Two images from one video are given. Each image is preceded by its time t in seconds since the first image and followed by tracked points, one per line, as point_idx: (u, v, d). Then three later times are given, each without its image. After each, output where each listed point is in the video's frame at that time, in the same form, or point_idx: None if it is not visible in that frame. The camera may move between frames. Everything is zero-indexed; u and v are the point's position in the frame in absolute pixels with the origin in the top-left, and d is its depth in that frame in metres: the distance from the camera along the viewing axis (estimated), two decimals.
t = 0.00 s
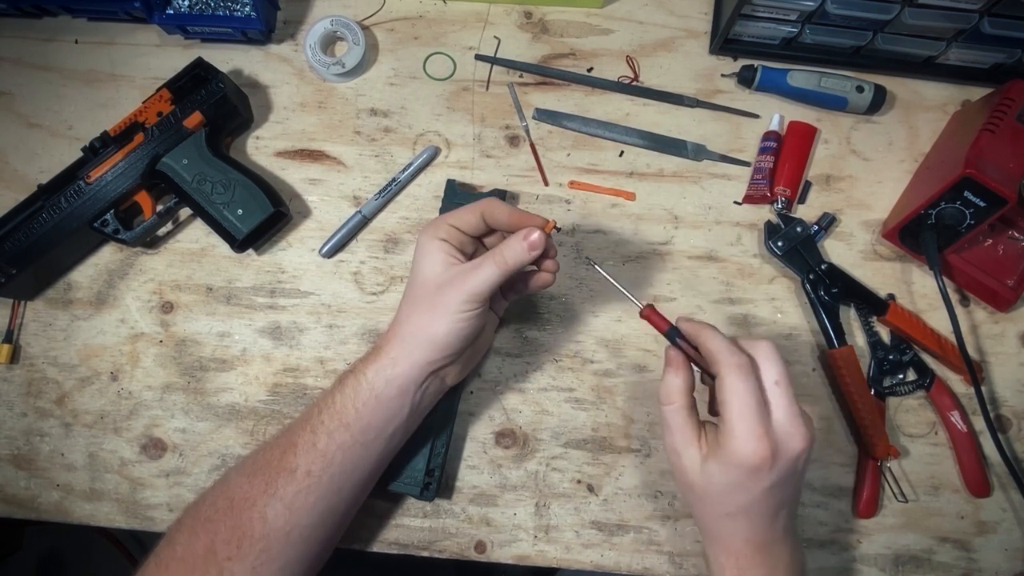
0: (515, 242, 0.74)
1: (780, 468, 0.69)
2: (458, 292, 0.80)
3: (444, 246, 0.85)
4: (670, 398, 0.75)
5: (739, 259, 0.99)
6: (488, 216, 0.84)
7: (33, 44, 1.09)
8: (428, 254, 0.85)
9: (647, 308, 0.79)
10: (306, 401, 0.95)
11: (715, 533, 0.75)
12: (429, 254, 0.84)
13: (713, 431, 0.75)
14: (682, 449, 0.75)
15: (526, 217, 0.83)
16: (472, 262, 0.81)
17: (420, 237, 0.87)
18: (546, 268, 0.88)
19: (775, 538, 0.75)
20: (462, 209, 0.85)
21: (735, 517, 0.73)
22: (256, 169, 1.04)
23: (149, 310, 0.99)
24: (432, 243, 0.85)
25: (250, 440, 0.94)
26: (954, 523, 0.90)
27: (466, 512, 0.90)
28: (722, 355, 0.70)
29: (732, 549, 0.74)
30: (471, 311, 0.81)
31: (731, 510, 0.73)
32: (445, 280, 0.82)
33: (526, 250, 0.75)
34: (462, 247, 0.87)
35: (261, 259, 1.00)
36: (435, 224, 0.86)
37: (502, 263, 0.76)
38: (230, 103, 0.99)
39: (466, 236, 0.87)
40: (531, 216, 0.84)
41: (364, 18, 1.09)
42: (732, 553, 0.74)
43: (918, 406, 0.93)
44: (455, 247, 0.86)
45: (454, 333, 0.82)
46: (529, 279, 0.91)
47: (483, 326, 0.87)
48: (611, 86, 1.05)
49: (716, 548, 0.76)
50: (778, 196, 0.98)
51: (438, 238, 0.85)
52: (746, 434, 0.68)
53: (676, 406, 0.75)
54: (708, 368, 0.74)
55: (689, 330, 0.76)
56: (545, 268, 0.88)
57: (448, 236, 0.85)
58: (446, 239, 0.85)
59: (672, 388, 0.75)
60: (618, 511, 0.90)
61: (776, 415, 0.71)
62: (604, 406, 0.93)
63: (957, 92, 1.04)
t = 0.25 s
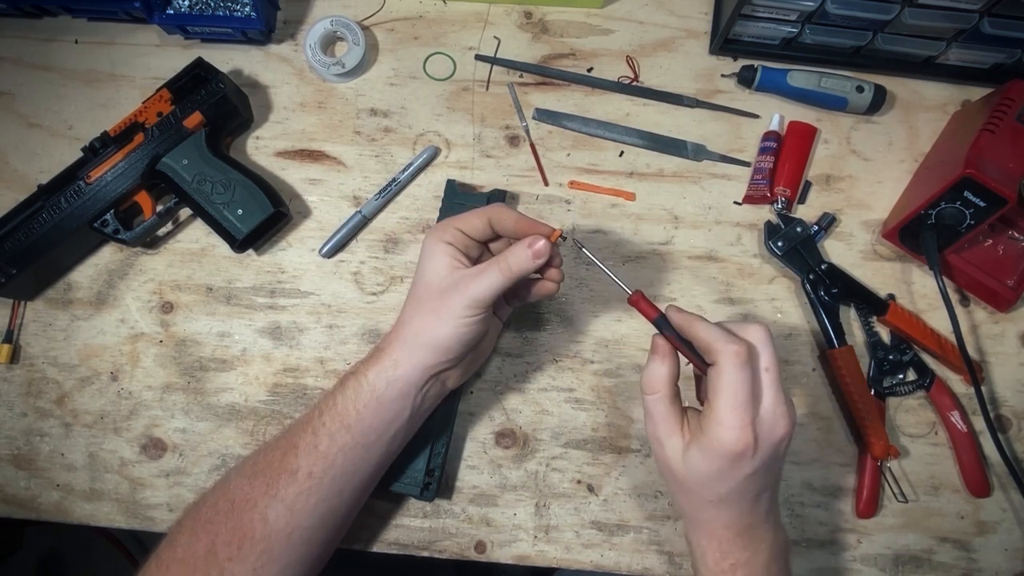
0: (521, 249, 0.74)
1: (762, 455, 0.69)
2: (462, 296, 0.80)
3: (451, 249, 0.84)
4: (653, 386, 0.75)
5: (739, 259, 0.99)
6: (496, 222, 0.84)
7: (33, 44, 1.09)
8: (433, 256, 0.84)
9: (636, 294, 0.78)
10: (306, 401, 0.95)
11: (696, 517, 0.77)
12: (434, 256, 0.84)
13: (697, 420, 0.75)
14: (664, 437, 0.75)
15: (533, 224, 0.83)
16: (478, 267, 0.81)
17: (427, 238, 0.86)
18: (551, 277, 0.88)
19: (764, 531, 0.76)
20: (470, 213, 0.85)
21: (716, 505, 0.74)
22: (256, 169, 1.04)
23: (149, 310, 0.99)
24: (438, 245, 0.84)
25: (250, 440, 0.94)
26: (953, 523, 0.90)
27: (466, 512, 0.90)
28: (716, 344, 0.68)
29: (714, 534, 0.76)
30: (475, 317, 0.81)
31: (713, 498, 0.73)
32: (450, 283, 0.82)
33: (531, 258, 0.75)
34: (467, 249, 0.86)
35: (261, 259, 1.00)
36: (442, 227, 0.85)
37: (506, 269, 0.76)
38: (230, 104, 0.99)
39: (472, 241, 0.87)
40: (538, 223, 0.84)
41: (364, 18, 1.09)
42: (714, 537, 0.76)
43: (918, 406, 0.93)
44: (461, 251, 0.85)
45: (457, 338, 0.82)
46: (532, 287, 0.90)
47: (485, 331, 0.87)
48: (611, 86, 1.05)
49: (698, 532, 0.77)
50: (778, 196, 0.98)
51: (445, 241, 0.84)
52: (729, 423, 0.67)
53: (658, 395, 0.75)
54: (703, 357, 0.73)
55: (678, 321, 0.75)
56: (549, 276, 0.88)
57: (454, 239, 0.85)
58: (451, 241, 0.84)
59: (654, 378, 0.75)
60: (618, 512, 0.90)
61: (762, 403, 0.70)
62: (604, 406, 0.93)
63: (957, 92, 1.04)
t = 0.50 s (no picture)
0: (525, 252, 0.74)
1: (757, 454, 0.69)
2: (466, 299, 0.80)
3: (453, 251, 0.84)
4: (648, 387, 0.75)
5: (739, 259, 0.99)
6: (499, 223, 0.84)
7: (33, 43, 1.09)
8: (436, 258, 0.84)
9: (630, 294, 0.77)
10: (306, 401, 0.95)
11: (693, 516, 0.76)
12: (437, 259, 0.83)
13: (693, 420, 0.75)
14: (660, 438, 0.75)
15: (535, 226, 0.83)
16: (481, 269, 0.81)
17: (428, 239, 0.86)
18: (553, 280, 0.89)
19: (759, 530, 0.76)
20: (474, 214, 0.85)
21: (712, 504, 0.73)
22: (256, 169, 1.04)
23: (149, 310, 0.99)
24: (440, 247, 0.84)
25: (250, 440, 0.94)
26: (953, 523, 0.90)
27: (466, 512, 0.90)
28: (710, 345, 0.68)
29: (711, 533, 0.76)
30: (478, 319, 0.81)
31: (709, 497, 0.73)
32: (452, 285, 0.82)
33: (535, 261, 0.75)
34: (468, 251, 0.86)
35: (261, 259, 1.00)
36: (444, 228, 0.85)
37: (510, 272, 0.76)
38: (230, 103, 0.99)
39: (475, 242, 0.87)
40: (540, 225, 0.84)
41: (364, 18, 1.09)
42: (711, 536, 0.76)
43: (918, 405, 0.93)
44: (464, 253, 0.85)
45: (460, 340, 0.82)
46: (536, 289, 0.90)
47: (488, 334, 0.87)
48: (611, 86, 1.05)
49: (695, 531, 0.77)
50: (778, 196, 0.98)
51: (447, 243, 0.84)
52: (724, 423, 0.67)
53: (653, 396, 0.75)
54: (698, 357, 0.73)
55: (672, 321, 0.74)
56: (552, 279, 0.88)
57: (456, 240, 0.85)
58: (454, 243, 0.84)
59: (649, 379, 0.75)
60: (618, 512, 0.90)
61: (757, 403, 0.70)
62: (604, 405, 0.93)
63: (957, 91, 1.04)
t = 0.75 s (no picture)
0: (523, 250, 0.75)
1: (766, 452, 0.69)
2: (465, 298, 0.80)
3: (452, 250, 0.84)
4: (655, 386, 0.75)
5: (739, 259, 0.99)
6: (498, 222, 0.84)
7: (33, 43, 1.09)
8: (435, 257, 0.84)
9: (636, 293, 0.77)
10: (306, 401, 0.95)
11: (701, 515, 0.76)
12: (436, 258, 0.83)
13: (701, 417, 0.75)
14: (667, 436, 0.75)
15: (535, 224, 0.83)
16: (480, 268, 0.81)
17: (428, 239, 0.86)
18: (552, 277, 0.89)
19: (767, 527, 0.76)
20: (472, 213, 0.85)
21: (721, 503, 0.73)
22: (256, 169, 1.04)
23: (149, 310, 0.99)
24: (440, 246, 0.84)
25: (250, 440, 0.94)
26: (953, 523, 0.90)
27: (466, 512, 0.90)
28: (717, 342, 0.68)
29: (719, 532, 0.76)
30: (477, 317, 0.81)
31: (718, 496, 0.73)
32: (452, 284, 0.82)
33: (533, 260, 0.75)
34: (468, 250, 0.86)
35: (261, 259, 1.00)
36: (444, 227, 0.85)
37: (508, 271, 0.76)
38: (230, 104, 0.99)
39: (474, 241, 0.87)
40: (539, 224, 0.84)
41: (364, 18, 1.09)
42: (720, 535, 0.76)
43: (918, 406, 0.93)
44: (462, 252, 0.85)
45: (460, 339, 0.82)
46: (535, 287, 0.90)
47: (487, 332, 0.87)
48: (611, 86, 1.05)
49: (703, 530, 0.77)
50: (778, 196, 0.98)
51: (447, 242, 0.84)
52: (733, 420, 0.67)
53: (660, 395, 0.75)
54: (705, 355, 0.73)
55: (679, 320, 0.74)
56: (551, 276, 0.89)
57: (455, 239, 0.85)
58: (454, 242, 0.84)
59: (655, 378, 0.75)
60: (618, 512, 0.90)
61: (766, 400, 0.70)
62: (604, 405, 0.93)
63: (957, 92, 1.04)
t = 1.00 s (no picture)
0: (525, 252, 0.75)
1: (767, 453, 0.69)
2: (467, 299, 0.80)
3: (453, 251, 0.84)
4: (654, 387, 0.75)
5: (739, 259, 0.99)
6: (500, 223, 0.84)
7: (33, 43, 1.09)
8: (437, 258, 0.84)
9: (636, 295, 0.77)
10: (306, 401, 0.95)
11: (703, 516, 0.76)
12: (438, 259, 0.83)
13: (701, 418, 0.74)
14: (667, 437, 0.75)
15: (535, 226, 0.83)
16: (482, 269, 0.81)
17: (429, 240, 0.86)
18: (555, 279, 0.89)
19: (768, 528, 0.76)
20: (474, 215, 0.85)
21: (722, 503, 0.73)
22: (256, 169, 1.04)
23: (149, 310, 0.99)
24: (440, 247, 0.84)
25: (250, 440, 0.94)
26: (953, 523, 0.90)
27: (466, 512, 0.90)
28: (716, 343, 0.68)
29: (720, 532, 0.76)
30: (478, 319, 0.81)
31: (719, 496, 0.73)
32: (454, 285, 0.81)
33: (537, 261, 0.75)
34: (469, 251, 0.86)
35: (261, 259, 1.00)
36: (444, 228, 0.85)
37: (511, 272, 0.76)
38: (230, 103, 0.99)
39: (475, 242, 0.87)
40: (540, 226, 0.84)
41: (364, 18, 1.09)
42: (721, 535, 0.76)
43: (918, 406, 0.93)
44: (464, 253, 0.85)
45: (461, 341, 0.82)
46: (538, 289, 0.90)
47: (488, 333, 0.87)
48: (611, 86, 1.05)
49: (705, 530, 0.77)
50: (778, 196, 0.98)
51: (448, 243, 0.84)
52: (733, 421, 0.67)
53: (659, 396, 0.75)
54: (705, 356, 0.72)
55: (679, 320, 0.75)
56: (554, 279, 0.88)
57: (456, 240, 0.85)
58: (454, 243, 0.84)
59: (654, 380, 0.74)
60: (618, 511, 0.90)
61: (766, 400, 0.70)
62: (604, 405, 0.93)
63: (957, 91, 1.04)
